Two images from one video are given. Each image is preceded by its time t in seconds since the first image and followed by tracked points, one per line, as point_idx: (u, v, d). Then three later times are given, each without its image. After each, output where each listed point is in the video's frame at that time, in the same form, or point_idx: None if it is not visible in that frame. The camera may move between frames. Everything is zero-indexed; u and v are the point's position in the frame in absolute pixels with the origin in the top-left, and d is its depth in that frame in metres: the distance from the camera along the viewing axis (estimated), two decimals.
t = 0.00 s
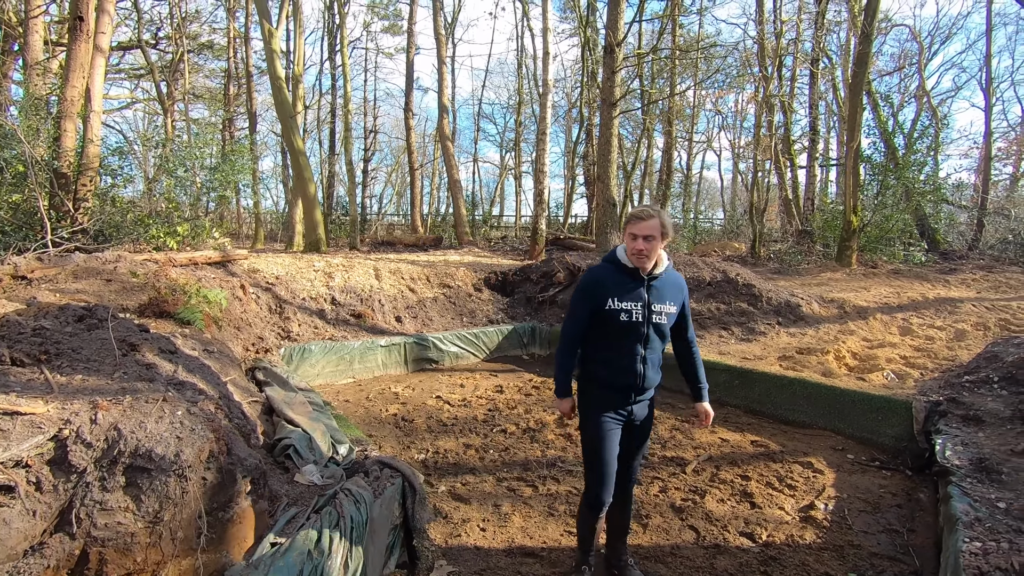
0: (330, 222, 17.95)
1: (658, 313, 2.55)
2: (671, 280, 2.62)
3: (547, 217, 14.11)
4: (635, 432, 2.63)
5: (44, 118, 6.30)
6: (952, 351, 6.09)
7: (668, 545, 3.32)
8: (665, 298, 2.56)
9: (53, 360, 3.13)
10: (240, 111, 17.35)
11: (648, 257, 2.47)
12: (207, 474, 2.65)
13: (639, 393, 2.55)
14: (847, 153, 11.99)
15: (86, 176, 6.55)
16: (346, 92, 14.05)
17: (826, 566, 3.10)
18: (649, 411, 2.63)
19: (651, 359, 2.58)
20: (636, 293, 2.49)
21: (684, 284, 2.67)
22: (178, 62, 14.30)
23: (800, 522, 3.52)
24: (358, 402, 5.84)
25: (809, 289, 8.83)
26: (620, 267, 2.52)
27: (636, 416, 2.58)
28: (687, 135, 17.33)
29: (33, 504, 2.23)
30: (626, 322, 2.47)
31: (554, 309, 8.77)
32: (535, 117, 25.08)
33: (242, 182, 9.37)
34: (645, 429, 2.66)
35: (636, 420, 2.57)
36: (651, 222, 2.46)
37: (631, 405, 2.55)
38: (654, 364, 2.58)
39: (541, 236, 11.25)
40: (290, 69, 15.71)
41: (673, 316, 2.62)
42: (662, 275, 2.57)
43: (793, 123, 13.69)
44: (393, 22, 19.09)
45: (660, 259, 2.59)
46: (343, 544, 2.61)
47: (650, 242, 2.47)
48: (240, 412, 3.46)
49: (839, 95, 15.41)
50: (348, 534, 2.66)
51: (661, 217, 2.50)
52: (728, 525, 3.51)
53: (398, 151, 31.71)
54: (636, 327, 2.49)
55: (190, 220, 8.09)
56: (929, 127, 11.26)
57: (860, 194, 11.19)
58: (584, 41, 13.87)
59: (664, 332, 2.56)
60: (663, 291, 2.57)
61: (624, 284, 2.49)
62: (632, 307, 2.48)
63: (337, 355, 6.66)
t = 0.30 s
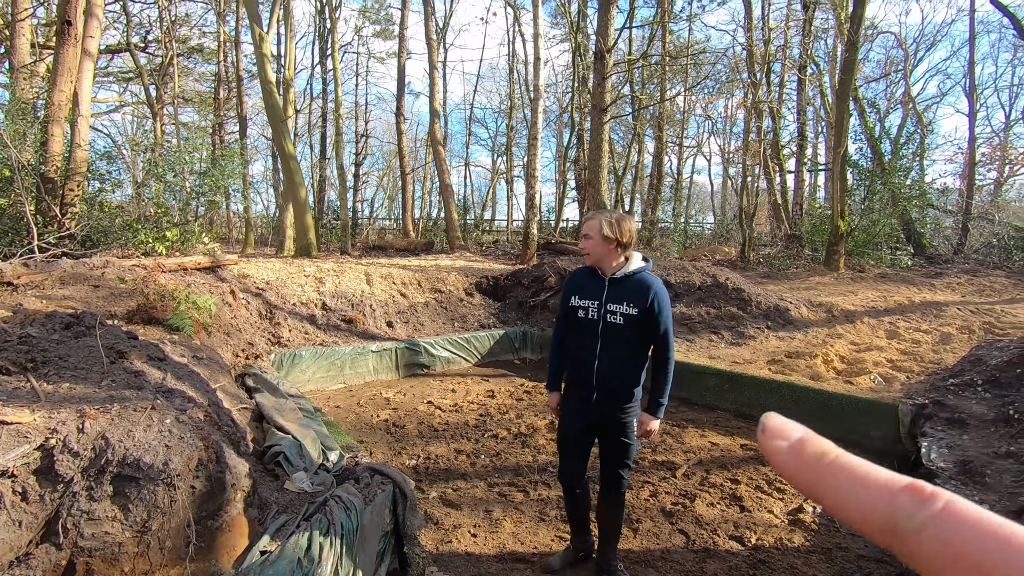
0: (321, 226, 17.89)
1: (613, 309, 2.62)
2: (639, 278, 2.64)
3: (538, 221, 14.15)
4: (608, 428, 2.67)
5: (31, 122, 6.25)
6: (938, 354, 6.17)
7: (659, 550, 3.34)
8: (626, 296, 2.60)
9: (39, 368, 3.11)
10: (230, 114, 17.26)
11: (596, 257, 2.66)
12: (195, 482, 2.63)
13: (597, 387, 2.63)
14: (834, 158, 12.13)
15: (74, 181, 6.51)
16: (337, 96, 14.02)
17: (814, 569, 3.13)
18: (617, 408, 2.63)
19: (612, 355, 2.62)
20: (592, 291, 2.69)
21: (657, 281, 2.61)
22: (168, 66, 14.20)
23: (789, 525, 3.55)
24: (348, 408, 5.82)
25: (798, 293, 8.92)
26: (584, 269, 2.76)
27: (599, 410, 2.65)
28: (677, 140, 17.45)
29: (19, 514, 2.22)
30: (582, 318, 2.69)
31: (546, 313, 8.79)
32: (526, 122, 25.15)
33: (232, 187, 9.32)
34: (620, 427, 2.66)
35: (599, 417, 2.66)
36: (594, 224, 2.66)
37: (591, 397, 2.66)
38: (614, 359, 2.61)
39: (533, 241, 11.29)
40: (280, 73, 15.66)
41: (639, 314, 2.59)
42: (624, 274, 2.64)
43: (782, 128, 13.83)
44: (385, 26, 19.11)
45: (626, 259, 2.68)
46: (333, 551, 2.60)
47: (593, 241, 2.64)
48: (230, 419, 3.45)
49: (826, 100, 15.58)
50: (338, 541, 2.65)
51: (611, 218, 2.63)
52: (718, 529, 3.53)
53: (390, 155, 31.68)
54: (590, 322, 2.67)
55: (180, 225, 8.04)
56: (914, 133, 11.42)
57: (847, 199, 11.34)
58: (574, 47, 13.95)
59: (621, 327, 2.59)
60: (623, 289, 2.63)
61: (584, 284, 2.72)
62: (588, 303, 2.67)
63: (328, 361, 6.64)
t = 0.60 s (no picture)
0: (313, 231, 17.84)
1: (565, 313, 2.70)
2: (598, 278, 2.60)
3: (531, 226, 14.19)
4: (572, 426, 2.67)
5: (19, 127, 6.20)
6: (926, 356, 6.24)
7: (652, 554, 3.33)
8: (581, 296, 2.60)
9: (26, 375, 3.07)
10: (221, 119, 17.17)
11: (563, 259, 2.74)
12: (185, 489, 2.61)
13: (556, 382, 2.69)
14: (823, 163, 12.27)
15: (62, 186, 6.45)
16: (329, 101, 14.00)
17: (806, 571, 3.14)
18: (574, 405, 2.62)
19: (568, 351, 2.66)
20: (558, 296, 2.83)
21: (606, 285, 2.55)
22: (158, 70, 14.12)
23: (781, 528, 3.57)
24: (341, 413, 5.79)
25: (788, 297, 8.98)
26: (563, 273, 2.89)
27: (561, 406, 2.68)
28: (669, 145, 17.56)
29: (5, 523, 2.18)
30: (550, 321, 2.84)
31: (538, 318, 8.81)
32: (518, 127, 25.24)
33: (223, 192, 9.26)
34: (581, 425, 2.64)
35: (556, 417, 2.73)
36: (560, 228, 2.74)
37: (554, 393, 2.73)
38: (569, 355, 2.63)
39: (525, 245, 11.30)
40: (272, 78, 15.62)
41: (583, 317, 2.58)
42: (584, 275, 2.65)
43: (772, 133, 13.96)
44: (377, 31, 19.13)
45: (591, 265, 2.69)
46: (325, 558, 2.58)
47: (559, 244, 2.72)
48: (220, 425, 3.41)
49: (815, 106, 15.74)
50: (330, 548, 2.62)
51: (573, 221, 2.66)
52: (711, 532, 3.54)
53: (382, 160, 31.65)
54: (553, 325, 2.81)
55: (170, 229, 7.98)
56: (902, 138, 11.56)
57: (836, 204, 11.46)
58: (566, 52, 14.03)
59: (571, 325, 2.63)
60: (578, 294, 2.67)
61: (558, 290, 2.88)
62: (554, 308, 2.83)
63: (320, 366, 6.60)
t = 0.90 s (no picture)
0: (307, 233, 17.79)
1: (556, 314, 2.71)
2: (586, 280, 2.58)
3: (526, 229, 14.18)
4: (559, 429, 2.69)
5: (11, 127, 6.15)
6: (919, 360, 6.27)
7: (648, 557, 3.33)
8: (566, 296, 2.59)
9: (17, 378, 3.04)
10: (215, 120, 17.08)
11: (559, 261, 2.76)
12: (179, 494, 2.59)
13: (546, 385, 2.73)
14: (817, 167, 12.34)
15: (54, 188, 6.40)
16: (324, 103, 13.96)
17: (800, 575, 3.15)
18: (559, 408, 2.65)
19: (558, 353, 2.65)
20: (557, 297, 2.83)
21: (585, 285, 2.54)
22: (152, 71, 14.03)
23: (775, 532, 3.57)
24: (335, 417, 5.77)
25: (782, 301, 9.02)
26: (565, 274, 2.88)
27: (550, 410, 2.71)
28: (664, 149, 17.61)
29: None
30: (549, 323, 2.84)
31: (533, 321, 8.81)
32: (513, 130, 25.26)
33: (217, 194, 9.22)
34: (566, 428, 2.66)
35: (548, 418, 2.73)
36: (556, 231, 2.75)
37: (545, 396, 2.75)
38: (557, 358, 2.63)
39: (521, 248, 11.30)
40: (267, 80, 15.58)
41: (561, 318, 2.59)
42: (573, 276, 2.64)
43: (766, 137, 14.02)
44: (373, 34, 19.12)
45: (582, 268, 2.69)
46: (319, 564, 2.56)
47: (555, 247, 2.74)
48: (214, 429, 3.39)
49: (809, 110, 15.83)
50: (324, 553, 2.61)
51: (565, 225, 2.69)
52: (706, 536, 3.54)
53: (377, 163, 31.57)
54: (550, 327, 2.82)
55: (164, 231, 7.91)
56: (895, 143, 11.64)
57: (830, 208, 11.52)
58: (561, 56, 14.06)
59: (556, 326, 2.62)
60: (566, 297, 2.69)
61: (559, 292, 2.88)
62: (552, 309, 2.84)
63: (315, 369, 6.57)
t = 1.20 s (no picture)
0: (302, 235, 17.75)
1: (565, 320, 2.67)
2: (594, 285, 2.56)
3: (522, 231, 14.20)
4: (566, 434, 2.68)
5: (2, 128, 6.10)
6: (912, 362, 6.30)
7: (643, 561, 3.31)
8: (575, 302, 2.58)
9: (6, 380, 3.01)
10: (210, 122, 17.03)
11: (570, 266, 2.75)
12: (169, 498, 2.56)
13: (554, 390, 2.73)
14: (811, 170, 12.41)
15: (46, 189, 6.35)
16: (319, 104, 13.92)
17: None
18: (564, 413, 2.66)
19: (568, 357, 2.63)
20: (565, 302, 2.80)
21: (594, 290, 2.51)
22: (146, 72, 13.97)
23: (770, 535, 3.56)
24: (329, 419, 5.74)
25: (777, 303, 9.05)
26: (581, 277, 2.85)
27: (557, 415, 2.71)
28: (659, 152, 17.66)
29: None
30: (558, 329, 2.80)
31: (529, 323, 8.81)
32: (509, 132, 25.30)
33: (211, 195, 9.17)
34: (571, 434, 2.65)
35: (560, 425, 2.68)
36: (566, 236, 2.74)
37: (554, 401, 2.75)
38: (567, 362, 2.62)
39: (516, 251, 11.29)
40: (263, 82, 15.54)
41: (571, 323, 2.56)
42: (581, 281, 2.62)
43: (760, 140, 14.08)
44: (368, 36, 19.11)
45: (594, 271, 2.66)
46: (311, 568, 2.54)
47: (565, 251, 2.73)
48: (205, 433, 3.35)
49: (803, 114, 15.92)
50: (316, 558, 2.59)
51: (572, 229, 2.69)
52: (700, 539, 3.53)
53: (372, 164, 31.55)
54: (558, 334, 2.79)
55: (157, 233, 7.83)
56: (888, 147, 11.71)
57: (824, 210, 11.58)
58: (557, 59, 14.10)
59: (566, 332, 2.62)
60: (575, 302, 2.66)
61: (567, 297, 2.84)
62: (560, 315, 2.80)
63: (309, 371, 6.54)
